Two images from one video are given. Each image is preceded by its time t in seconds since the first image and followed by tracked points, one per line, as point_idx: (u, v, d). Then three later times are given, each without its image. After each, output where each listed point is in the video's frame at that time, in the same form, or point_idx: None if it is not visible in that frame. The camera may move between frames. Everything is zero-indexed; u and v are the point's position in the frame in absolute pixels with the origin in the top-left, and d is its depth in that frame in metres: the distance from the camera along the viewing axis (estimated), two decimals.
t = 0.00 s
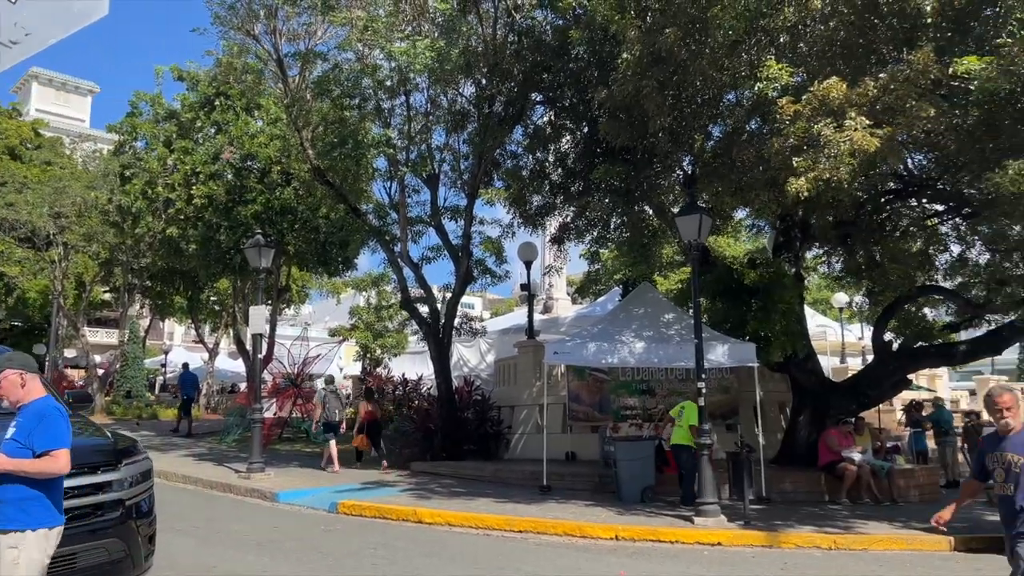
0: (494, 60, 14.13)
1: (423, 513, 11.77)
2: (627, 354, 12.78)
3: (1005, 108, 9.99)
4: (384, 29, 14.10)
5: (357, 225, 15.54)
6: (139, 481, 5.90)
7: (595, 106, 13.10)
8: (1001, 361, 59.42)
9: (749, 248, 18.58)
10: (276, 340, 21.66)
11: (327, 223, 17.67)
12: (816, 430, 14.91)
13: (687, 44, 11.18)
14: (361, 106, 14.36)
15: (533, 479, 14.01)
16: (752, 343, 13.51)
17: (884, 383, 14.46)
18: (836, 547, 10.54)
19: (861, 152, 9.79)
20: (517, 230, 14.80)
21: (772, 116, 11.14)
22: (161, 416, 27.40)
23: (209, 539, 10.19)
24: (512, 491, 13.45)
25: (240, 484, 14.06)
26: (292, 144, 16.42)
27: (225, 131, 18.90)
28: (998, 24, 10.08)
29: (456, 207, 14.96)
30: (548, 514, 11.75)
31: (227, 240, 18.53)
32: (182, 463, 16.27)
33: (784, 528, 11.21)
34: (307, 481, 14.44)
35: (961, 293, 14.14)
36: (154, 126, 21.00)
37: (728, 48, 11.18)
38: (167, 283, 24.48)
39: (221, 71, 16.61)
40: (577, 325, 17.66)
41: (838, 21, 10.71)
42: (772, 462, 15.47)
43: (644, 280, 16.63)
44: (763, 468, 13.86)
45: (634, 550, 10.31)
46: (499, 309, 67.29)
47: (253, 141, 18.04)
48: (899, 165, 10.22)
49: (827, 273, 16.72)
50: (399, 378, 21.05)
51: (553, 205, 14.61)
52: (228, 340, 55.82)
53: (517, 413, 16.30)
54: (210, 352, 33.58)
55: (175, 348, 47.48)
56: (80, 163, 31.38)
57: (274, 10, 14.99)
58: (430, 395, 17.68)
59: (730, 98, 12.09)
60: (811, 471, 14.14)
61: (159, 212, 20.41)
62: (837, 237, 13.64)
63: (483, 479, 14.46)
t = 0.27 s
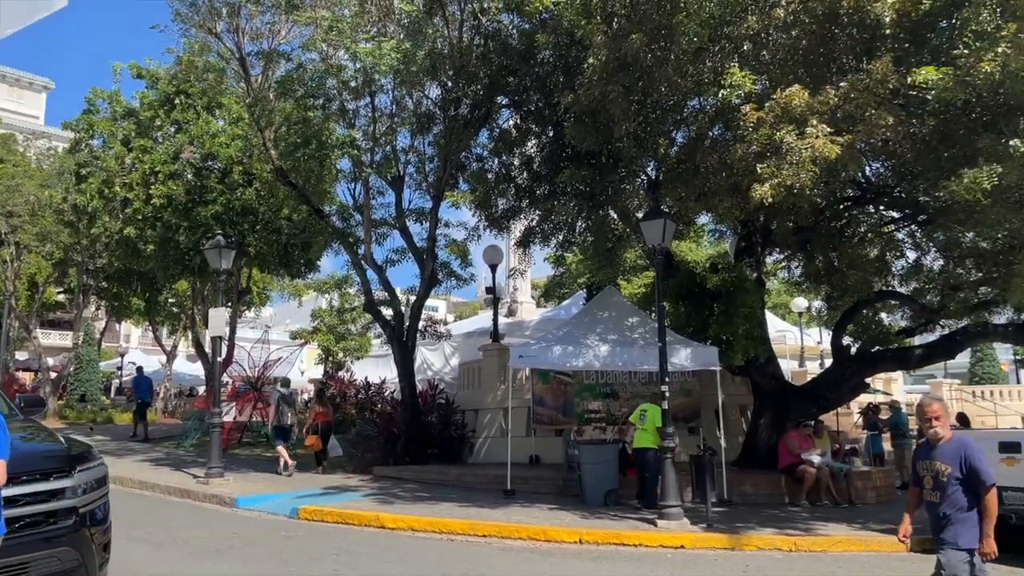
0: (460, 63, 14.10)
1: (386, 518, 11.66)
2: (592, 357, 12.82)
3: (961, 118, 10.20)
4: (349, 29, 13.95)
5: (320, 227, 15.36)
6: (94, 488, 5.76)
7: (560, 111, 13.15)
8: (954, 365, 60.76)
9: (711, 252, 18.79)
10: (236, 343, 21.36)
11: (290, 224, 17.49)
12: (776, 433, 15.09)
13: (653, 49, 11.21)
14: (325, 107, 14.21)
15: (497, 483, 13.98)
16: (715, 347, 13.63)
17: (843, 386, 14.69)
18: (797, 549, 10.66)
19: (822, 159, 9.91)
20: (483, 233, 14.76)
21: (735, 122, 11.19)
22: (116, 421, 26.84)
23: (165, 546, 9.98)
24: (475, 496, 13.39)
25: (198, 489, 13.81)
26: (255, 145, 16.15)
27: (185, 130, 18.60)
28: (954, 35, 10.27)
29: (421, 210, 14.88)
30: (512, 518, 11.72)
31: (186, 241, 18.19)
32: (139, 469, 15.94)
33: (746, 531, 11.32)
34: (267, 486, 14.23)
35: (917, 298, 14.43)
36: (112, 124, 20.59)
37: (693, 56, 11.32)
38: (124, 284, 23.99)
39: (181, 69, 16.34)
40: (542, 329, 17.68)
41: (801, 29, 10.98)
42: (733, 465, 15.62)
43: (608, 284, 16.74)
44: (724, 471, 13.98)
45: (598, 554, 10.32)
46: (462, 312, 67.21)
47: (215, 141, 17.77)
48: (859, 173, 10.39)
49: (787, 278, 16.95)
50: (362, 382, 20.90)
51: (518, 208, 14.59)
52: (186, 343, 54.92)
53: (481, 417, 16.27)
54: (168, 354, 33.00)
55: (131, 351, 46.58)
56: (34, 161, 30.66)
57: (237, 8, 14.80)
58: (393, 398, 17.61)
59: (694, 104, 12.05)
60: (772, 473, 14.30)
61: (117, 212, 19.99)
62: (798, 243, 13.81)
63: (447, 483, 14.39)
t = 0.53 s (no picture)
0: (425, 63, 14.02)
1: (348, 522, 11.53)
2: (556, 359, 12.83)
3: (919, 126, 10.43)
4: (313, 27, 13.82)
5: (281, 226, 15.16)
6: (46, 491, 5.60)
7: (525, 113, 13.23)
8: (908, 368, 62.12)
9: (672, 256, 18.96)
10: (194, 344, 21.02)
11: (250, 224, 17.26)
12: (736, 434, 15.25)
13: (619, 53, 11.25)
14: (287, 105, 14.05)
15: (459, 485, 13.92)
16: (677, 349, 13.74)
17: (801, 389, 14.89)
18: (757, 549, 10.77)
19: (784, 164, 9.99)
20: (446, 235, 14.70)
21: (698, 127, 11.11)
22: (68, 423, 26.22)
23: (120, 552, 9.74)
24: (438, 499, 13.31)
25: (154, 493, 13.52)
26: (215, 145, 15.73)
27: (143, 127, 18.26)
28: (909, 45, 10.38)
29: (384, 210, 14.77)
30: (474, 521, 11.66)
31: (143, 240, 17.78)
32: (92, 472, 15.56)
33: (707, 532, 11.40)
34: (225, 490, 13.98)
35: (873, 302, 14.70)
36: (67, 119, 20.14)
37: (657, 60, 11.32)
38: (77, 284, 23.45)
39: (140, 64, 16.03)
40: (505, 331, 17.67)
41: (764, 37, 11.01)
42: (694, 466, 15.75)
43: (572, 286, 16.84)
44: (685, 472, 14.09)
45: (560, 556, 10.31)
46: (424, 315, 66.98)
47: (173, 138, 17.47)
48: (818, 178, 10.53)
49: (747, 282, 17.13)
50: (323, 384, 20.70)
51: (482, 210, 14.54)
52: (142, 344, 53.90)
53: (444, 419, 16.18)
54: (123, 356, 32.34)
55: (84, 352, 45.57)
56: None
57: (198, 4, 14.59)
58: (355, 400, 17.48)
59: (657, 107, 11.95)
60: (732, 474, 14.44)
61: (71, 210, 19.55)
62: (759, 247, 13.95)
63: (408, 486, 14.28)
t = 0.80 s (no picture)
0: (382, 62, 13.92)
1: (299, 526, 11.36)
2: (512, 361, 12.84)
3: (867, 134, 10.61)
4: (268, 23, 13.73)
5: (233, 225, 14.91)
6: None
7: (483, 114, 13.18)
8: (853, 371, 63.60)
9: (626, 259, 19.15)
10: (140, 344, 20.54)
11: (201, 222, 16.94)
12: (688, 436, 15.44)
13: (577, 56, 11.25)
14: (240, 102, 13.82)
15: (413, 488, 13.83)
16: (631, 351, 13.86)
17: (751, 391, 15.15)
18: (708, 549, 10.92)
19: (737, 170, 10.13)
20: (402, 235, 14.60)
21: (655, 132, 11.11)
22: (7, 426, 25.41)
23: (61, 557, 9.46)
24: (391, 501, 13.21)
25: (98, 497, 13.16)
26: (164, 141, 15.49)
27: (89, 121, 17.81)
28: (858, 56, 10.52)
29: (339, 210, 14.62)
30: (428, 523, 11.59)
31: (88, 238, 17.30)
32: (32, 476, 15.10)
33: (659, 532, 11.52)
34: (172, 493, 13.68)
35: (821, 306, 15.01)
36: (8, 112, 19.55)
37: (615, 64, 11.26)
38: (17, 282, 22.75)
39: (86, 57, 15.62)
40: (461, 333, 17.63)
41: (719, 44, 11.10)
42: (646, 467, 15.91)
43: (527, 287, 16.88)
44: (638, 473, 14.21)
45: (514, 557, 10.31)
46: (376, 316, 66.50)
47: (121, 133, 17.06)
48: (770, 184, 10.72)
49: (699, 285, 17.37)
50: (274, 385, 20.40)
51: (439, 210, 14.48)
52: (84, 344, 52.49)
53: (398, 421, 16.05)
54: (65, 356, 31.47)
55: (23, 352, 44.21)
56: None
57: None
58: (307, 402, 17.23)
59: (614, 112, 11.96)
60: (683, 475, 14.62)
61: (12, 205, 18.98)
62: (712, 251, 14.15)
63: (361, 488, 14.15)
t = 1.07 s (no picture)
0: (342, 59, 13.81)
1: (254, 526, 11.21)
2: (472, 361, 12.83)
3: (823, 141, 10.75)
4: (225, 17, 13.57)
5: (187, 221, 14.66)
6: None
7: (444, 113, 13.13)
8: (805, 373, 64.72)
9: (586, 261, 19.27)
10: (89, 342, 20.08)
11: (154, 218, 16.62)
12: (645, 436, 15.58)
13: (539, 58, 11.26)
14: (197, 96, 13.59)
15: (371, 488, 13.73)
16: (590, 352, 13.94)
17: (707, 391, 15.35)
18: (665, 548, 11.02)
19: (696, 173, 10.23)
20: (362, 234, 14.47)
21: (616, 134, 11.19)
22: None
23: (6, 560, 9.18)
24: (348, 502, 13.09)
25: (44, 499, 12.82)
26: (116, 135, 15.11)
27: (38, 112, 17.35)
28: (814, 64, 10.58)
29: (297, 207, 14.45)
30: (386, 524, 11.51)
31: (36, 232, 16.93)
32: None
33: (616, 531, 11.60)
34: (122, 494, 13.38)
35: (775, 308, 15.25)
36: None
37: (576, 66, 11.30)
38: None
39: (36, 47, 15.22)
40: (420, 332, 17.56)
41: (680, 48, 11.15)
42: (604, 467, 16.01)
43: (488, 287, 16.87)
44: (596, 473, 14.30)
45: (473, 557, 10.30)
46: (333, 315, 65.91)
47: (72, 126, 16.66)
48: (728, 187, 10.86)
49: (657, 287, 17.54)
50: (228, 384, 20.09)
51: (400, 209, 14.38)
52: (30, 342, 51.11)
53: (355, 421, 15.93)
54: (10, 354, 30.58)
55: None
56: None
57: None
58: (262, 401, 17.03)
59: (575, 114, 12.02)
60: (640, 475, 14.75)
61: None
62: (670, 253, 14.30)
63: (317, 489, 14.00)
